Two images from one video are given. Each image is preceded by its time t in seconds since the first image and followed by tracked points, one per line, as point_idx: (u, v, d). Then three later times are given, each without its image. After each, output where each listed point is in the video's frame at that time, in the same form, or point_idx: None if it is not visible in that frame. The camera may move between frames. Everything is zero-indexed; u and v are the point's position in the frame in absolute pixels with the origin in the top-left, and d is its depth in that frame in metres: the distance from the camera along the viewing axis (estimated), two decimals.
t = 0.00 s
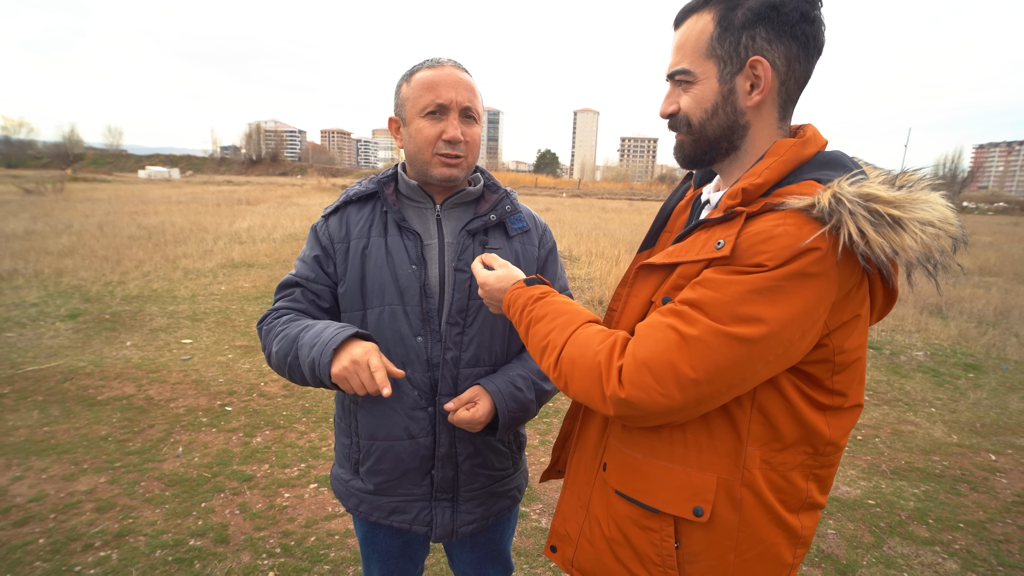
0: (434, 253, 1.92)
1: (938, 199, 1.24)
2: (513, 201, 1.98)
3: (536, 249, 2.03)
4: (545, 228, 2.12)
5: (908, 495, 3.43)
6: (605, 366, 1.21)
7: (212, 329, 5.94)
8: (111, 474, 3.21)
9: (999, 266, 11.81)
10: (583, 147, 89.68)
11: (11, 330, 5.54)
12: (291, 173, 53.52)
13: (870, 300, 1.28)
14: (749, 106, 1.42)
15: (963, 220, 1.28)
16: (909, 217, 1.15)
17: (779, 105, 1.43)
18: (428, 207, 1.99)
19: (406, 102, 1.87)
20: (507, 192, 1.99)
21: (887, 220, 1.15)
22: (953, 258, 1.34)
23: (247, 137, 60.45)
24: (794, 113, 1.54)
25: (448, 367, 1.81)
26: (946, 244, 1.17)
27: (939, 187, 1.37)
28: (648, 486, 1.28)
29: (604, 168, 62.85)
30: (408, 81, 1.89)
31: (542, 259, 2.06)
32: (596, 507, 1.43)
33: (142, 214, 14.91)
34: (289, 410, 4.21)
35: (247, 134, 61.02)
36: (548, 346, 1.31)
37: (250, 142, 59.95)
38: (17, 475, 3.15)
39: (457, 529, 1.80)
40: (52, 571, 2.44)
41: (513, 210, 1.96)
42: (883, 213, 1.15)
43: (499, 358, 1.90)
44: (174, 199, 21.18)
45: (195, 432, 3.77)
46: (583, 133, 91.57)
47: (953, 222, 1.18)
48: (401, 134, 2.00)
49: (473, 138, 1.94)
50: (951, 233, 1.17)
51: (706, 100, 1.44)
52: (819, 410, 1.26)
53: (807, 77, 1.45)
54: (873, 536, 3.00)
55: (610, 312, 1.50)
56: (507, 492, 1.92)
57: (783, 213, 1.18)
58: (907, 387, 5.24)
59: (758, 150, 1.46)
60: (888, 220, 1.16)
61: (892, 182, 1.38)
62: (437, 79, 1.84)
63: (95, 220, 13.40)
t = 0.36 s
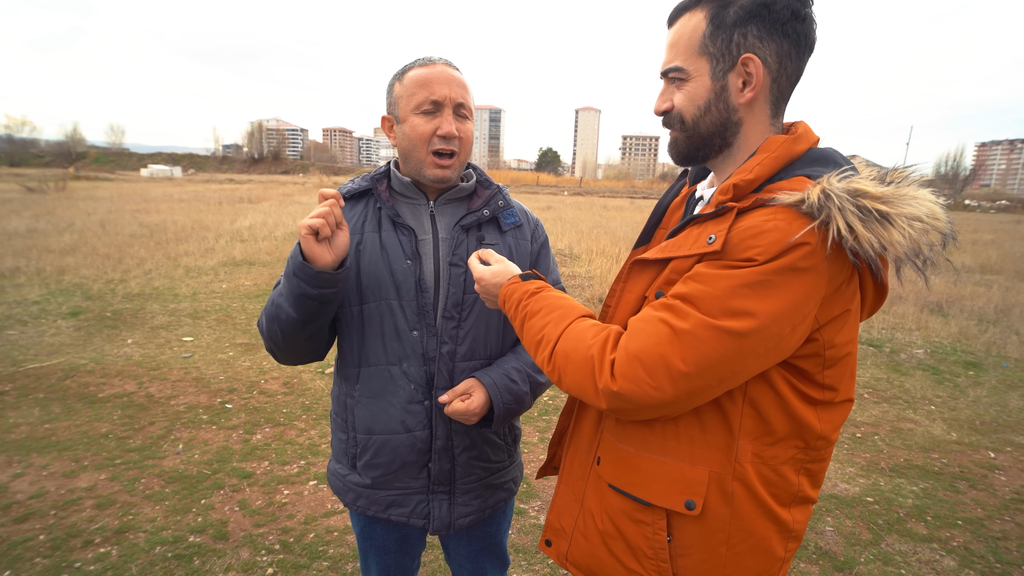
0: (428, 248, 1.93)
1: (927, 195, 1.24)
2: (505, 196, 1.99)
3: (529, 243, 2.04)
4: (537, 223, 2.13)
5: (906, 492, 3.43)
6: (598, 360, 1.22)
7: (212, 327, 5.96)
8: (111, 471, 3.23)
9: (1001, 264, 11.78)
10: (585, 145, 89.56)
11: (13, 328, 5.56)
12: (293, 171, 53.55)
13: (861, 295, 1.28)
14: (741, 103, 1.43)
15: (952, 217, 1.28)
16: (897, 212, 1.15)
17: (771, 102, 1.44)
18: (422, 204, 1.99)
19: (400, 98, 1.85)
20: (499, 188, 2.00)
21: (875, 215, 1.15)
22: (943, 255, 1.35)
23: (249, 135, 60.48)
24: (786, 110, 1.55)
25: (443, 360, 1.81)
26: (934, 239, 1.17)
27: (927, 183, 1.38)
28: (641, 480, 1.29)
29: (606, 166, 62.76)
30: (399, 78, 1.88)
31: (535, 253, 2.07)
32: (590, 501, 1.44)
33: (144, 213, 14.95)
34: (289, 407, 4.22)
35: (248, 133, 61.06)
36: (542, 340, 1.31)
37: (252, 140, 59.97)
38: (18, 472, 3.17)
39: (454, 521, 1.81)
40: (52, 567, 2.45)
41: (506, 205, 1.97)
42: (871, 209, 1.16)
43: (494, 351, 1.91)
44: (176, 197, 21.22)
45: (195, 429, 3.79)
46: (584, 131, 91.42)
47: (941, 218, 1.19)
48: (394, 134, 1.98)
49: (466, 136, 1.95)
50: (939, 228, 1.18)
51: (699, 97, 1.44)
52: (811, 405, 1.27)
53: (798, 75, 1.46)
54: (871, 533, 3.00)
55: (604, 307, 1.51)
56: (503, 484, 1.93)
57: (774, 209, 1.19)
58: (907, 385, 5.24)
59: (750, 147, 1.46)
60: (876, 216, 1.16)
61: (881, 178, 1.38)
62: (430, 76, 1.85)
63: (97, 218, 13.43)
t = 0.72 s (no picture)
0: (426, 249, 1.94)
1: (922, 198, 1.26)
2: (502, 198, 2.01)
3: (526, 245, 2.05)
4: (534, 224, 2.15)
5: (905, 492, 3.44)
6: (596, 358, 1.23)
7: (213, 327, 5.98)
8: (113, 470, 3.24)
9: (1001, 265, 11.78)
10: (586, 146, 89.58)
11: (15, 328, 5.57)
12: (293, 172, 53.60)
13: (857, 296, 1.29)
14: (738, 105, 1.44)
15: (946, 220, 1.29)
16: (892, 214, 1.17)
17: (768, 104, 1.45)
18: (420, 205, 2.00)
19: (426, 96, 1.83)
20: (496, 189, 2.01)
21: (870, 216, 1.16)
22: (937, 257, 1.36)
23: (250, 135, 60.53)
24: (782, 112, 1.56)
25: (442, 360, 1.82)
26: (928, 241, 1.18)
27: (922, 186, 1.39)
28: (637, 478, 1.30)
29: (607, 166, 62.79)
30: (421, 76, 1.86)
31: (531, 254, 2.08)
32: (588, 499, 1.45)
33: (145, 213, 14.98)
34: (289, 407, 4.23)
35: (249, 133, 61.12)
36: (540, 339, 1.32)
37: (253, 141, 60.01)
38: (20, 471, 3.18)
39: (452, 519, 1.82)
40: (54, 565, 2.47)
41: (503, 207, 1.99)
42: (866, 210, 1.17)
43: (492, 351, 1.92)
44: (177, 198, 21.28)
45: (195, 428, 3.80)
46: (585, 131, 91.44)
47: (935, 220, 1.20)
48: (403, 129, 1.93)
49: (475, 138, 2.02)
50: (934, 231, 1.19)
51: (697, 99, 1.45)
52: (806, 404, 1.28)
53: (795, 79, 1.48)
54: (869, 533, 3.01)
55: (602, 307, 1.51)
56: (501, 482, 1.94)
57: (770, 210, 1.20)
58: (906, 385, 5.24)
59: (747, 149, 1.47)
60: (871, 218, 1.17)
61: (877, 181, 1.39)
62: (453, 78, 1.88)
63: (98, 218, 13.46)
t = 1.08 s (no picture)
0: (408, 274, 1.93)
1: (899, 230, 1.28)
2: (484, 220, 2.00)
3: (508, 266, 2.04)
4: (516, 243, 2.14)
5: (891, 497, 3.47)
6: (585, 391, 1.22)
7: (201, 333, 5.91)
8: (96, 484, 3.19)
9: (986, 265, 11.95)
10: (577, 145, 89.74)
11: None
12: (283, 172, 53.19)
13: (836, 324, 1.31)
14: (717, 137, 1.50)
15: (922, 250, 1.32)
16: (873, 247, 1.18)
17: (747, 136, 1.51)
18: (400, 228, 1.99)
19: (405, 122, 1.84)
20: (478, 211, 2.00)
21: (851, 251, 1.17)
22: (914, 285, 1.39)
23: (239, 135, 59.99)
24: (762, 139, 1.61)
25: (424, 387, 1.82)
26: (907, 272, 1.21)
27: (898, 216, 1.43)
28: (625, 505, 1.30)
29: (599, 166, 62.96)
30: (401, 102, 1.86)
31: (514, 275, 2.07)
32: (576, 525, 1.44)
33: (132, 215, 14.79)
34: (278, 416, 4.20)
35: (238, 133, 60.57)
36: (528, 369, 1.32)
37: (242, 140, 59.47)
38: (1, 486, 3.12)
39: (436, 547, 1.80)
40: None
41: (484, 229, 1.98)
42: (848, 243, 1.18)
43: (474, 375, 1.91)
44: (165, 198, 21.05)
45: (182, 439, 3.75)
46: (576, 131, 91.59)
47: (913, 251, 1.23)
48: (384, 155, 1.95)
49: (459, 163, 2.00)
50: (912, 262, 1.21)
51: (678, 128, 1.51)
52: (789, 429, 1.28)
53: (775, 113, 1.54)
54: (856, 539, 3.04)
55: (587, 332, 1.52)
56: (485, 507, 1.93)
57: (755, 240, 1.21)
58: (893, 388, 5.30)
59: (726, 179, 1.54)
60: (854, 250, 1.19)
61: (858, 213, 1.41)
62: (434, 104, 1.88)
63: (84, 220, 13.27)
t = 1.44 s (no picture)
0: (399, 281, 1.93)
1: (883, 233, 1.41)
2: (477, 228, 2.01)
3: (502, 274, 2.05)
4: (509, 253, 2.16)
5: (884, 499, 3.49)
6: (656, 434, 1.22)
7: (195, 335, 5.89)
8: (89, 488, 3.17)
9: (980, 265, 12.00)
10: (574, 146, 89.85)
11: None
12: (279, 172, 53.03)
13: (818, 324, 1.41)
14: (710, 143, 1.56)
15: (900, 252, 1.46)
16: (863, 245, 1.30)
17: (729, 145, 1.60)
18: (392, 235, 1.99)
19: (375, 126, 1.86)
20: (471, 219, 2.01)
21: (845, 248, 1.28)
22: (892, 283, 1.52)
23: (234, 136, 59.79)
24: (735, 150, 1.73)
25: (414, 396, 1.81)
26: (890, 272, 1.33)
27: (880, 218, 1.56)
28: (646, 530, 1.35)
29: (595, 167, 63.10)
30: (377, 106, 1.89)
31: (508, 284, 2.07)
32: (581, 550, 1.49)
33: (126, 216, 14.71)
34: (271, 419, 4.18)
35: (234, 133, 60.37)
36: (589, 402, 1.30)
37: (238, 141, 59.26)
38: None
39: (426, 553, 1.81)
40: None
41: (478, 237, 1.99)
42: (843, 244, 1.29)
43: (466, 383, 1.92)
44: (160, 200, 20.96)
45: (175, 442, 3.74)
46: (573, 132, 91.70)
47: (894, 253, 1.36)
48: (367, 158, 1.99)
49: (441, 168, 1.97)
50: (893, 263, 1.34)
51: (676, 134, 1.54)
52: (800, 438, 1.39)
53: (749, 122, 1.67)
54: (849, 541, 3.06)
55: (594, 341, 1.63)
56: (476, 514, 1.93)
57: (755, 244, 1.32)
58: (886, 389, 5.33)
59: (713, 185, 1.63)
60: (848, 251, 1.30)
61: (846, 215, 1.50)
62: (409, 107, 1.88)
63: (78, 222, 13.20)
